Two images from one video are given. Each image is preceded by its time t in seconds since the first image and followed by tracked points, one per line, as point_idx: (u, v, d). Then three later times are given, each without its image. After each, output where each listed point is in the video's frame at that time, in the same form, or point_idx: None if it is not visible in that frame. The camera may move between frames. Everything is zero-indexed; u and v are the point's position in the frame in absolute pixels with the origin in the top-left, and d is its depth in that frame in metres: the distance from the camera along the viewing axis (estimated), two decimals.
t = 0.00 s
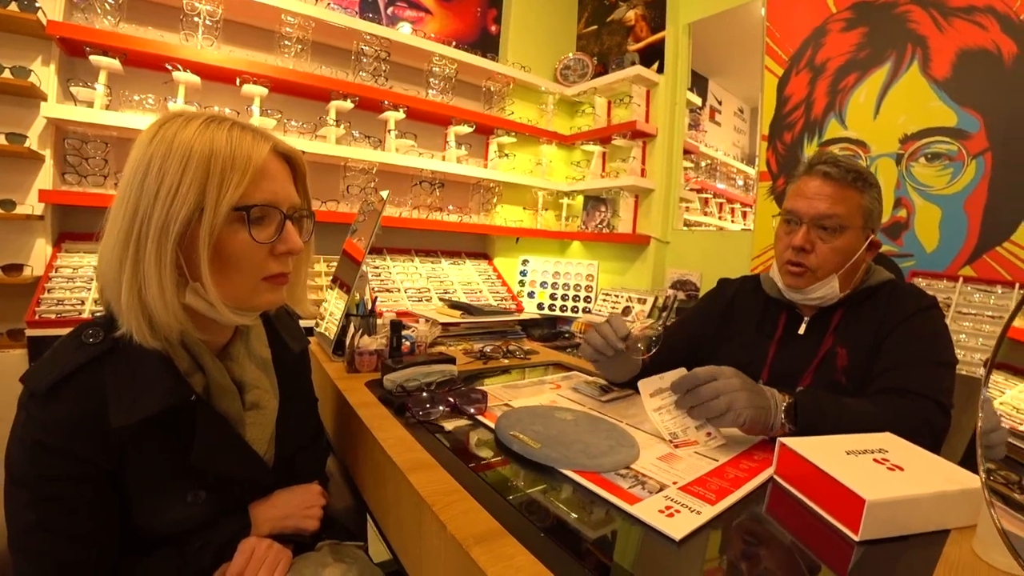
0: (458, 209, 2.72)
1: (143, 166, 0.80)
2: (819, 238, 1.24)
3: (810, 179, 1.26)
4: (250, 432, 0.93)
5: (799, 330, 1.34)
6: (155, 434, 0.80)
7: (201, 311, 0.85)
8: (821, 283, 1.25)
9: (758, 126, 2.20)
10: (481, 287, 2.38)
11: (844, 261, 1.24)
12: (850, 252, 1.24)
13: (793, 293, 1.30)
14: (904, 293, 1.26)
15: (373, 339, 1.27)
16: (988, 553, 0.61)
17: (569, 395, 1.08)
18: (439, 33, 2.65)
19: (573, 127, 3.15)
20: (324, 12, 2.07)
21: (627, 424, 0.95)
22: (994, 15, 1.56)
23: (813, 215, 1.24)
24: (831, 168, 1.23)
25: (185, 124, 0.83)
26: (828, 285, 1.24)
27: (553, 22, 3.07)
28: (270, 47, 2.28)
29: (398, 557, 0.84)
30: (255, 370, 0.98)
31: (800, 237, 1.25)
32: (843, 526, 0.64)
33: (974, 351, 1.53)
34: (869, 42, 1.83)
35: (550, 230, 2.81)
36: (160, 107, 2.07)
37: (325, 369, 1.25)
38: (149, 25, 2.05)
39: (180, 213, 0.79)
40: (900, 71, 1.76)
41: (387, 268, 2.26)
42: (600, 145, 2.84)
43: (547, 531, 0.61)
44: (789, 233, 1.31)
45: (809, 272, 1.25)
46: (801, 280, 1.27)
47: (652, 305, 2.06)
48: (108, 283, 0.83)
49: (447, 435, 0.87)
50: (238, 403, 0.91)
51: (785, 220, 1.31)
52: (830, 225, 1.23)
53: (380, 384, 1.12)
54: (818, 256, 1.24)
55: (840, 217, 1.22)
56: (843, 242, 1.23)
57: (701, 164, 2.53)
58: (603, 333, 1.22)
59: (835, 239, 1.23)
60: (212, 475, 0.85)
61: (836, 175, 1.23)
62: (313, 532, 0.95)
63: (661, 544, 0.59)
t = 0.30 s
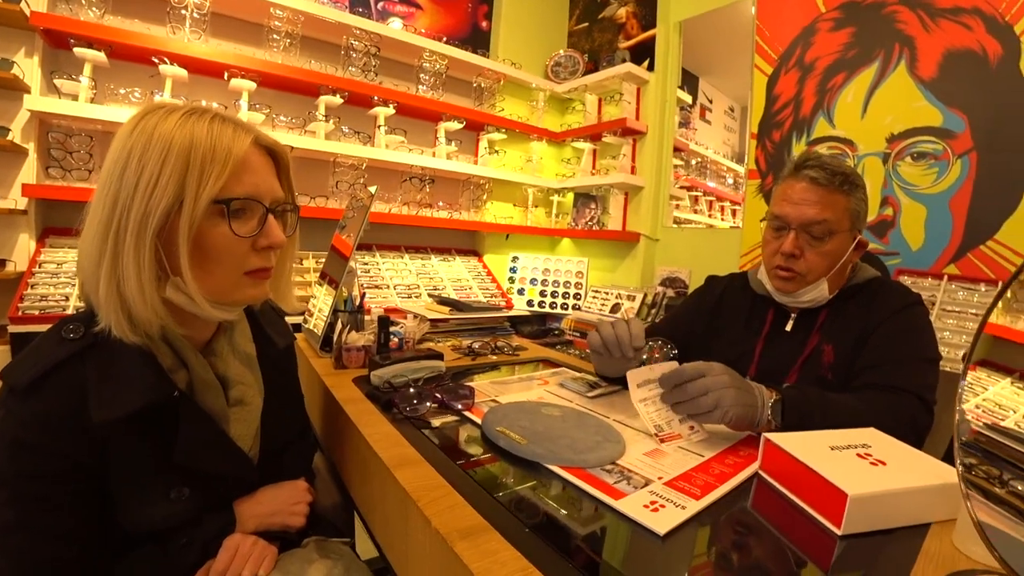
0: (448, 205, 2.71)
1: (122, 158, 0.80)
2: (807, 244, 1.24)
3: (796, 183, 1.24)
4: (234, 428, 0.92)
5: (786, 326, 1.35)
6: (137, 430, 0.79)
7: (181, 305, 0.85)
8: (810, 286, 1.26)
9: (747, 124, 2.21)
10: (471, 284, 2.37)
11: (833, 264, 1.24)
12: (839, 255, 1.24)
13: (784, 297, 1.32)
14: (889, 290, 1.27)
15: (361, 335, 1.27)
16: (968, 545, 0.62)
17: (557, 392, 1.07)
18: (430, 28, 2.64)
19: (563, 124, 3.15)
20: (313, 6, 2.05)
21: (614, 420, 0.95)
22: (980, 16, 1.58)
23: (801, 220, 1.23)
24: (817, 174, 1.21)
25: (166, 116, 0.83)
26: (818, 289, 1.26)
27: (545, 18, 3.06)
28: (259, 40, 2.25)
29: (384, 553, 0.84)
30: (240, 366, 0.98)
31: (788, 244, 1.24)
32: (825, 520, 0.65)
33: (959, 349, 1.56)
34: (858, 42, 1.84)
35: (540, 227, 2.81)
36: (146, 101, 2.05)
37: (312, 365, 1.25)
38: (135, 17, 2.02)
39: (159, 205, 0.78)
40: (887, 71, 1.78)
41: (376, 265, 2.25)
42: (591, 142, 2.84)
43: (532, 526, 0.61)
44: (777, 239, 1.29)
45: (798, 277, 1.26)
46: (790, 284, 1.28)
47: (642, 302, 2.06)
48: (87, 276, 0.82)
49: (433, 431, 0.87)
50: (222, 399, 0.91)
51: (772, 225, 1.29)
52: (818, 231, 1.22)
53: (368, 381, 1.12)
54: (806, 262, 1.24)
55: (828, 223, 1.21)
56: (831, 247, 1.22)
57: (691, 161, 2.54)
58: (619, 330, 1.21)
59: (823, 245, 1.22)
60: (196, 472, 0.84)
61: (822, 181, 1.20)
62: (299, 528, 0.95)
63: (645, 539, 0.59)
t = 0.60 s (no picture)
0: (434, 207, 2.71)
1: (99, 163, 0.79)
2: (788, 246, 1.25)
3: (777, 186, 1.25)
4: (217, 433, 0.92)
5: (769, 326, 1.37)
6: (119, 437, 0.78)
7: (161, 311, 0.84)
8: (791, 287, 1.28)
9: (731, 126, 2.23)
10: (457, 286, 2.37)
11: (813, 266, 1.26)
12: (819, 257, 1.26)
13: (766, 298, 1.34)
14: (869, 289, 1.30)
15: (346, 338, 1.26)
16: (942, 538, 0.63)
17: (541, 393, 1.08)
18: (415, 30, 2.63)
19: (549, 126, 3.16)
20: (296, 7, 2.04)
21: (598, 420, 0.95)
22: (955, 21, 1.62)
23: (782, 225, 1.24)
24: (798, 176, 1.23)
25: (143, 120, 0.82)
26: (798, 291, 1.28)
27: (530, 20, 3.07)
28: (242, 42, 2.24)
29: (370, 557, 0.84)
30: (222, 371, 0.97)
31: (770, 247, 1.25)
32: (804, 516, 0.66)
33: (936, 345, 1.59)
34: (838, 45, 1.87)
35: (526, 228, 2.82)
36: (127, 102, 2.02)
37: (296, 369, 1.24)
38: (115, 18, 1.99)
39: (137, 210, 0.78)
40: (866, 74, 1.81)
41: (361, 267, 2.23)
42: (576, 143, 2.85)
43: (515, 526, 0.61)
44: (759, 241, 1.31)
45: (780, 279, 1.27)
46: (771, 285, 1.30)
47: (627, 303, 2.07)
48: (65, 283, 0.81)
49: (417, 434, 0.87)
50: (204, 404, 0.90)
51: (754, 227, 1.31)
52: (799, 234, 1.23)
53: (352, 384, 1.11)
54: (788, 265, 1.25)
55: (807, 226, 1.22)
56: (812, 249, 1.24)
57: (676, 163, 2.57)
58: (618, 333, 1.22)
59: (803, 247, 1.24)
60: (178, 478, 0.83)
61: (803, 183, 1.22)
62: (284, 533, 0.94)
63: (628, 538, 0.60)
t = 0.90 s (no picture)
0: (421, 207, 2.70)
1: (74, 163, 0.78)
2: (774, 240, 1.26)
3: (763, 181, 1.27)
4: (201, 436, 0.91)
5: (756, 320, 1.38)
6: (102, 439, 0.77)
7: (141, 312, 0.83)
8: (778, 282, 1.30)
9: (715, 123, 2.25)
10: (445, 285, 2.35)
11: (800, 260, 1.27)
12: (805, 251, 1.27)
13: (752, 291, 1.35)
14: (854, 282, 1.31)
15: (332, 338, 1.25)
16: (925, 526, 0.64)
17: (530, 390, 1.08)
18: (400, 29, 2.62)
19: (535, 124, 3.16)
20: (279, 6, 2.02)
21: (587, 416, 0.95)
22: (933, 18, 1.64)
23: (768, 218, 1.25)
24: (784, 171, 1.24)
25: (119, 118, 0.81)
26: (785, 285, 1.29)
27: (515, 19, 3.07)
28: (224, 41, 2.21)
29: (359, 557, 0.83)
30: (206, 372, 0.96)
31: (757, 241, 1.26)
32: (791, 507, 0.66)
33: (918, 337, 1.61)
34: (820, 43, 1.90)
35: (513, 227, 2.82)
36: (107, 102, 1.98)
37: (282, 370, 1.23)
38: (93, 16, 1.95)
39: (114, 210, 0.76)
40: (847, 71, 1.84)
41: (348, 268, 2.22)
42: (562, 142, 2.85)
43: (503, 522, 0.61)
44: (745, 236, 1.32)
45: (766, 273, 1.28)
46: (758, 279, 1.31)
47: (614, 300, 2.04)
48: (41, 286, 0.80)
49: (406, 432, 0.87)
50: (188, 406, 0.89)
51: (741, 222, 1.32)
52: (784, 228, 1.24)
53: (340, 384, 1.10)
54: (774, 258, 1.27)
55: (793, 220, 1.23)
56: (798, 243, 1.25)
57: (662, 160, 2.57)
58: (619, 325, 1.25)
59: (790, 241, 1.25)
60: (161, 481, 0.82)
61: (788, 178, 1.23)
62: (273, 535, 0.93)
63: (616, 531, 0.60)
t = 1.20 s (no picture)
0: (411, 207, 2.68)
1: (59, 165, 0.77)
2: (767, 240, 1.28)
3: (757, 181, 1.28)
4: (193, 439, 0.90)
5: (748, 319, 1.40)
6: (90, 446, 0.76)
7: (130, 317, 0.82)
8: (771, 281, 1.31)
9: (704, 124, 2.27)
10: (435, 286, 2.34)
11: (794, 259, 1.29)
12: (798, 251, 1.29)
13: (744, 290, 1.36)
14: (843, 282, 1.33)
15: (324, 340, 1.24)
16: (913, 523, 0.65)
17: (522, 391, 1.08)
18: (389, 28, 2.61)
19: (525, 124, 3.16)
20: (267, 5, 2.00)
21: (580, 416, 0.96)
22: (918, 21, 1.67)
23: (762, 218, 1.26)
24: (778, 171, 1.25)
25: (105, 120, 0.80)
26: (778, 285, 1.30)
27: (505, 19, 3.07)
28: (211, 39, 2.18)
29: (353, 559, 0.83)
30: (195, 376, 0.95)
31: (752, 240, 1.27)
32: (782, 505, 0.67)
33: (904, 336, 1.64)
34: (807, 44, 1.92)
35: (504, 227, 2.82)
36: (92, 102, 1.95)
37: (274, 372, 1.22)
38: (77, 14, 1.92)
39: (102, 213, 0.75)
40: (835, 72, 1.86)
41: (338, 268, 2.21)
42: (553, 142, 2.85)
43: (499, 524, 0.61)
44: (739, 235, 1.33)
45: (760, 272, 1.30)
46: (752, 278, 1.32)
47: (605, 300, 2.04)
48: (27, 291, 0.78)
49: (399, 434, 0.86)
50: (178, 410, 0.88)
51: (735, 222, 1.33)
52: (778, 228, 1.26)
53: (332, 386, 1.10)
54: (767, 258, 1.28)
55: (787, 220, 1.25)
56: (791, 243, 1.27)
57: (651, 160, 2.59)
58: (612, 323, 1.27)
59: (783, 240, 1.27)
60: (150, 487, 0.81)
61: (782, 178, 1.25)
62: (265, 539, 0.93)
63: (610, 532, 0.60)
